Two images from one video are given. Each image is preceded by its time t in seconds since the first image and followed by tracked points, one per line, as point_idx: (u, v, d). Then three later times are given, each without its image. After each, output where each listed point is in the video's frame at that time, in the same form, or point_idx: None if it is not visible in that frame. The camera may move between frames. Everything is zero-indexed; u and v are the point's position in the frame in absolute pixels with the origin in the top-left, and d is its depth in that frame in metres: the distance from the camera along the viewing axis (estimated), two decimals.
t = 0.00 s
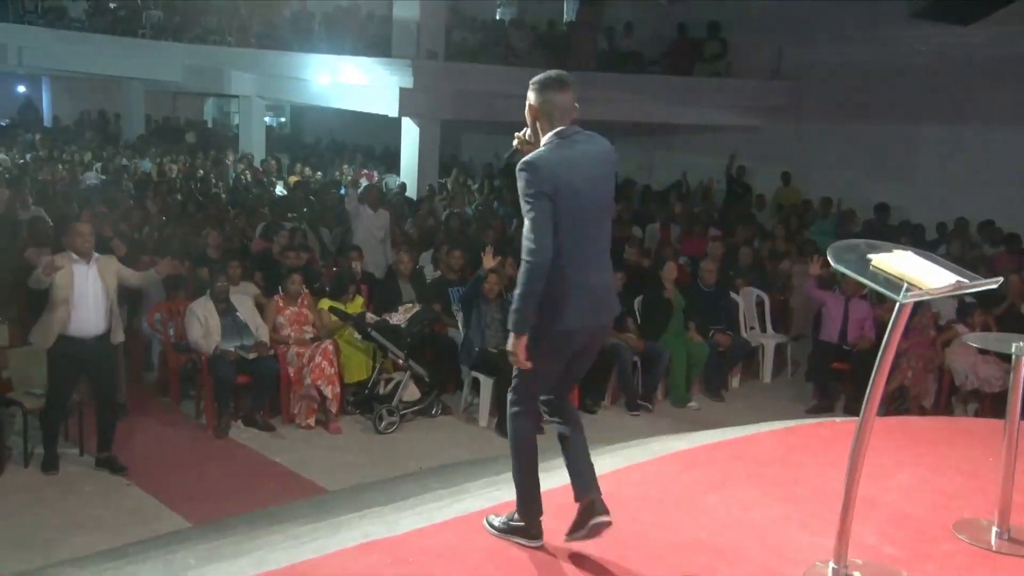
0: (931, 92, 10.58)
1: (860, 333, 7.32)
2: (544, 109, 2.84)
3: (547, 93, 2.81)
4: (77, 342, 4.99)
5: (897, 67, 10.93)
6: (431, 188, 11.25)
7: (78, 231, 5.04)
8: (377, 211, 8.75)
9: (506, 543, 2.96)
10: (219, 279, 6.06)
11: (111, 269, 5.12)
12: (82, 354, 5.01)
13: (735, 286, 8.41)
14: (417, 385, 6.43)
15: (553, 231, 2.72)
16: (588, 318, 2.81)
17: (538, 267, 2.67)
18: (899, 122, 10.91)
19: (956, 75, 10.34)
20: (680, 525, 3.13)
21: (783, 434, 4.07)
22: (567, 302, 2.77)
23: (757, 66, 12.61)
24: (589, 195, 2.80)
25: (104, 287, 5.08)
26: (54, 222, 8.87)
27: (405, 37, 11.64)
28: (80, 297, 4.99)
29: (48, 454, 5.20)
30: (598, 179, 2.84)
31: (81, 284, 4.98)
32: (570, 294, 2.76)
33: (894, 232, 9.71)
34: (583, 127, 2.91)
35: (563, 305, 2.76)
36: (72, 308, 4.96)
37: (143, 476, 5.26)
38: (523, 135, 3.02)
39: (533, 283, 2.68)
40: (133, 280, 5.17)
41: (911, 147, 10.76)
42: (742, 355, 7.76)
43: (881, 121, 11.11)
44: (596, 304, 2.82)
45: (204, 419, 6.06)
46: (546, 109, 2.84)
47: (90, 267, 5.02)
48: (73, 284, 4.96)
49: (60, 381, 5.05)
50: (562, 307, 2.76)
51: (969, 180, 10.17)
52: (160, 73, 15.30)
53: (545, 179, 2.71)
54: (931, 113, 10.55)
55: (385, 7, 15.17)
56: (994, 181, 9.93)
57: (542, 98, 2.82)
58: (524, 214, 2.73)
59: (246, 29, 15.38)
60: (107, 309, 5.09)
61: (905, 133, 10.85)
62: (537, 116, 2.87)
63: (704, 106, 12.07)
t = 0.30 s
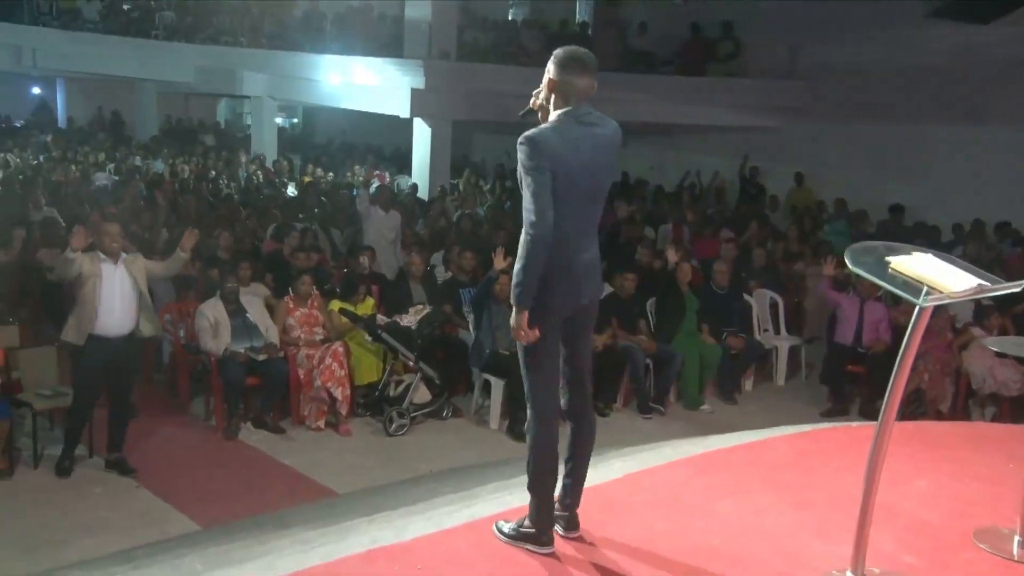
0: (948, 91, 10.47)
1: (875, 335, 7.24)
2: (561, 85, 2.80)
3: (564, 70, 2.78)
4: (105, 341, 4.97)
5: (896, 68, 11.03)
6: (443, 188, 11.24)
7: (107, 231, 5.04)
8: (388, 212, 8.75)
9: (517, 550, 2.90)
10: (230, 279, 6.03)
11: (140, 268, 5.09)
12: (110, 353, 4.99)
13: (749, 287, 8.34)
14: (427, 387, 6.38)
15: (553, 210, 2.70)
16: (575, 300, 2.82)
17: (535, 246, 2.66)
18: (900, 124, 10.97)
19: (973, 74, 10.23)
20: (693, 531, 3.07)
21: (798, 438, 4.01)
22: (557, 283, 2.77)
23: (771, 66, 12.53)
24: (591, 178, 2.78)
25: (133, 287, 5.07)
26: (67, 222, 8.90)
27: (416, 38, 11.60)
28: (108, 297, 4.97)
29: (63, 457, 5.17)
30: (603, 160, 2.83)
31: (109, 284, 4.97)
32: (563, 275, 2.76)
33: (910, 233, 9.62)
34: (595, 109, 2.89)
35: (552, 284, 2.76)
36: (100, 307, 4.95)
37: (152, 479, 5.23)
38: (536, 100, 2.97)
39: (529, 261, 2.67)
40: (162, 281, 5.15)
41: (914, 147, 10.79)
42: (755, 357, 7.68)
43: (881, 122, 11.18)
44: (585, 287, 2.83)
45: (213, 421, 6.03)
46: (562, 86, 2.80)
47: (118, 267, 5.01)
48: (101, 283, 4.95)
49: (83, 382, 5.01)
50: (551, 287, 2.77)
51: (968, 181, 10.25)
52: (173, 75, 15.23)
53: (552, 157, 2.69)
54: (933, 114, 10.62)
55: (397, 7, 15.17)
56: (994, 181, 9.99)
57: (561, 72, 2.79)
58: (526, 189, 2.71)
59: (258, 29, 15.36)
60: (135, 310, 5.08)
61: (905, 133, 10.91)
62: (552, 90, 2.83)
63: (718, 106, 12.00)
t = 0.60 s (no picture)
0: (961, 91, 10.37)
1: (890, 337, 7.15)
2: (576, 86, 2.75)
3: (579, 72, 2.73)
4: (120, 343, 4.92)
5: (900, 67, 11.07)
6: (453, 189, 11.21)
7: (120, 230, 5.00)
8: (398, 212, 8.68)
9: (527, 557, 2.85)
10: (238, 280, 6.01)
11: (153, 267, 5.08)
12: (126, 354, 4.95)
13: (761, 289, 8.26)
14: (437, 389, 6.34)
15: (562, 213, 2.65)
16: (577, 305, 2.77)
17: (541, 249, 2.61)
18: (899, 123, 11.06)
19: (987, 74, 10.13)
20: (704, 538, 3.01)
21: (811, 442, 3.95)
22: (559, 286, 2.72)
23: (784, 66, 12.45)
24: (602, 183, 2.74)
25: (146, 288, 5.04)
26: (77, 223, 8.90)
27: (427, 38, 11.56)
28: (122, 298, 4.93)
29: (81, 467, 5.02)
30: (615, 166, 2.78)
31: (123, 286, 4.94)
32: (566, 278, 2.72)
33: (924, 234, 9.53)
34: (610, 114, 2.84)
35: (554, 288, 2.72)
36: (115, 308, 4.90)
37: (160, 481, 5.20)
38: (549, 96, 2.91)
39: (533, 263, 2.62)
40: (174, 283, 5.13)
41: (922, 146, 10.76)
42: (767, 360, 7.61)
43: (884, 121, 11.22)
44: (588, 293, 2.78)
45: (222, 422, 6.01)
46: (577, 87, 2.75)
47: (132, 269, 4.98)
48: (115, 285, 4.92)
49: (97, 385, 4.95)
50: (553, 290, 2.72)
51: (968, 181, 10.27)
52: (184, 75, 15.28)
53: (564, 159, 2.64)
54: (942, 114, 10.57)
55: (407, 7, 15.15)
56: (993, 181, 10.02)
57: (577, 72, 2.74)
58: (535, 190, 2.66)
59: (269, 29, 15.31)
60: (148, 312, 5.05)
61: (910, 133, 10.94)
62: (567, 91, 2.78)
63: (730, 107, 11.93)
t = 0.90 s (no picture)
0: (980, 91, 10.24)
1: (907, 341, 7.06)
2: (592, 87, 2.70)
3: (595, 73, 2.68)
4: (127, 345, 4.89)
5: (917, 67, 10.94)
6: (466, 190, 11.17)
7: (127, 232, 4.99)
8: (412, 213, 8.63)
9: (538, 566, 2.79)
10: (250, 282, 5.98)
11: (160, 269, 5.06)
12: (132, 356, 4.91)
13: (776, 291, 8.18)
14: (449, 391, 6.29)
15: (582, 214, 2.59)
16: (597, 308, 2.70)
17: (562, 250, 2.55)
18: (916, 124, 10.94)
19: (1007, 74, 10.00)
20: (719, 548, 2.94)
21: (830, 448, 3.88)
22: (579, 287, 2.65)
23: (800, 66, 12.35)
24: (621, 183, 2.68)
25: (153, 290, 5.00)
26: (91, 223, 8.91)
27: (441, 38, 11.61)
28: (127, 300, 4.91)
29: (91, 470, 5.01)
30: (635, 167, 2.72)
31: (128, 287, 4.91)
32: (588, 281, 2.66)
33: (943, 237, 9.41)
34: (627, 115, 2.78)
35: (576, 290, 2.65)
36: (119, 310, 4.88)
37: (170, 484, 5.18)
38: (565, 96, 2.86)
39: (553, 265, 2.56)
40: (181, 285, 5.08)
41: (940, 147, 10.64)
42: (783, 363, 7.53)
43: (902, 122, 11.10)
44: (608, 296, 2.72)
45: (233, 425, 5.98)
46: (592, 87, 2.70)
47: (138, 270, 4.96)
48: (120, 286, 4.90)
49: (106, 388, 4.92)
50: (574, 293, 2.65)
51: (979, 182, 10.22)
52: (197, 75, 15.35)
53: (583, 159, 2.58)
54: (961, 115, 10.44)
55: (421, 7, 15.11)
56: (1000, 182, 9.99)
57: (590, 73, 2.68)
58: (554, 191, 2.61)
59: (283, 30, 15.31)
60: (155, 314, 5.01)
61: (927, 134, 10.82)
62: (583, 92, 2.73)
63: (746, 107, 11.84)
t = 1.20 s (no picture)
0: (997, 91, 10.13)
1: (922, 344, 7.00)
2: (605, 87, 2.64)
3: (608, 73, 2.62)
4: (129, 348, 4.86)
5: (932, 66, 10.83)
6: (477, 190, 11.13)
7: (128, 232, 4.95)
8: (423, 214, 8.59)
9: (547, 569, 2.73)
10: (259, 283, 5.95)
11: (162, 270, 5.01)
12: (133, 359, 4.88)
13: (789, 292, 8.09)
14: (460, 393, 6.24)
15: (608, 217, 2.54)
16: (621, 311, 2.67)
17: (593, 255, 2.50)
18: (932, 125, 10.83)
19: None
20: (732, 555, 2.88)
21: (845, 454, 3.81)
22: (607, 291, 2.61)
23: (814, 66, 12.25)
24: (640, 183, 2.63)
25: (156, 292, 4.97)
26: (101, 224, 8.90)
27: (453, 38, 11.57)
28: (130, 302, 4.88)
29: (100, 472, 4.98)
30: (651, 165, 2.68)
31: (131, 289, 4.88)
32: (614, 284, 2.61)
33: (959, 238, 9.30)
34: (639, 113, 2.73)
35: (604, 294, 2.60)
36: (122, 312, 4.85)
37: (178, 486, 5.14)
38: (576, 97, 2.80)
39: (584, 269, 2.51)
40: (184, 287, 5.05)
41: (956, 148, 10.54)
42: (797, 366, 7.44)
43: (917, 122, 10.99)
44: (631, 297, 2.68)
45: (242, 426, 5.95)
46: (605, 87, 2.64)
47: (140, 272, 4.92)
48: (123, 288, 4.87)
49: (109, 392, 4.90)
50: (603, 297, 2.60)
51: (999, 183, 10.08)
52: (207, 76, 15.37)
53: (605, 161, 2.53)
54: (977, 115, 10.33)
55: (432, 7, 15.08)
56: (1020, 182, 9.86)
57: (604, 72, 2.63)
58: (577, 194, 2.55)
59: (295, 31, 15.28)
60: (158, 316, 4.98)
61: (943, 134, 10.70)
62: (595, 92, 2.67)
63: (757, 108, 11.77)
